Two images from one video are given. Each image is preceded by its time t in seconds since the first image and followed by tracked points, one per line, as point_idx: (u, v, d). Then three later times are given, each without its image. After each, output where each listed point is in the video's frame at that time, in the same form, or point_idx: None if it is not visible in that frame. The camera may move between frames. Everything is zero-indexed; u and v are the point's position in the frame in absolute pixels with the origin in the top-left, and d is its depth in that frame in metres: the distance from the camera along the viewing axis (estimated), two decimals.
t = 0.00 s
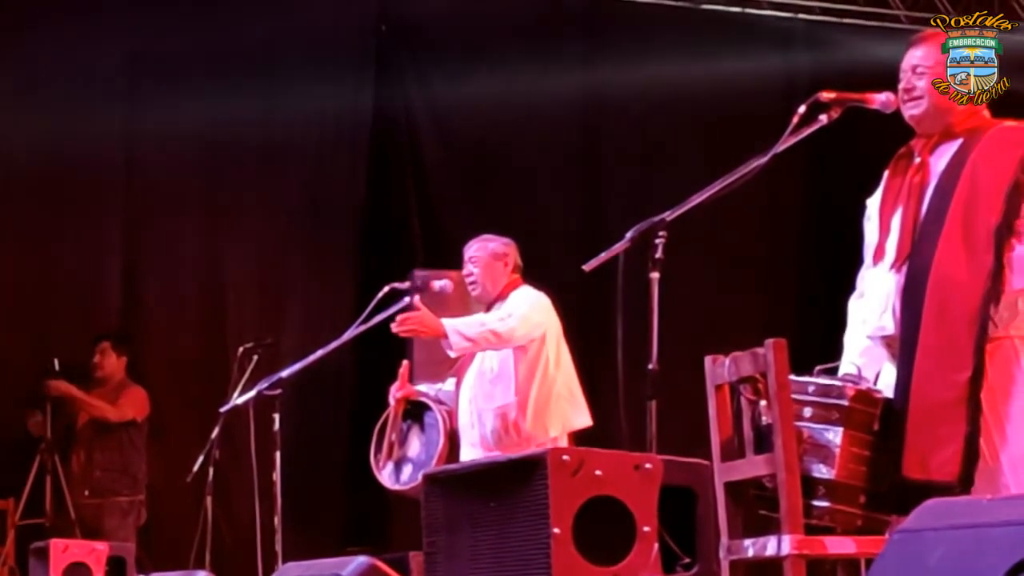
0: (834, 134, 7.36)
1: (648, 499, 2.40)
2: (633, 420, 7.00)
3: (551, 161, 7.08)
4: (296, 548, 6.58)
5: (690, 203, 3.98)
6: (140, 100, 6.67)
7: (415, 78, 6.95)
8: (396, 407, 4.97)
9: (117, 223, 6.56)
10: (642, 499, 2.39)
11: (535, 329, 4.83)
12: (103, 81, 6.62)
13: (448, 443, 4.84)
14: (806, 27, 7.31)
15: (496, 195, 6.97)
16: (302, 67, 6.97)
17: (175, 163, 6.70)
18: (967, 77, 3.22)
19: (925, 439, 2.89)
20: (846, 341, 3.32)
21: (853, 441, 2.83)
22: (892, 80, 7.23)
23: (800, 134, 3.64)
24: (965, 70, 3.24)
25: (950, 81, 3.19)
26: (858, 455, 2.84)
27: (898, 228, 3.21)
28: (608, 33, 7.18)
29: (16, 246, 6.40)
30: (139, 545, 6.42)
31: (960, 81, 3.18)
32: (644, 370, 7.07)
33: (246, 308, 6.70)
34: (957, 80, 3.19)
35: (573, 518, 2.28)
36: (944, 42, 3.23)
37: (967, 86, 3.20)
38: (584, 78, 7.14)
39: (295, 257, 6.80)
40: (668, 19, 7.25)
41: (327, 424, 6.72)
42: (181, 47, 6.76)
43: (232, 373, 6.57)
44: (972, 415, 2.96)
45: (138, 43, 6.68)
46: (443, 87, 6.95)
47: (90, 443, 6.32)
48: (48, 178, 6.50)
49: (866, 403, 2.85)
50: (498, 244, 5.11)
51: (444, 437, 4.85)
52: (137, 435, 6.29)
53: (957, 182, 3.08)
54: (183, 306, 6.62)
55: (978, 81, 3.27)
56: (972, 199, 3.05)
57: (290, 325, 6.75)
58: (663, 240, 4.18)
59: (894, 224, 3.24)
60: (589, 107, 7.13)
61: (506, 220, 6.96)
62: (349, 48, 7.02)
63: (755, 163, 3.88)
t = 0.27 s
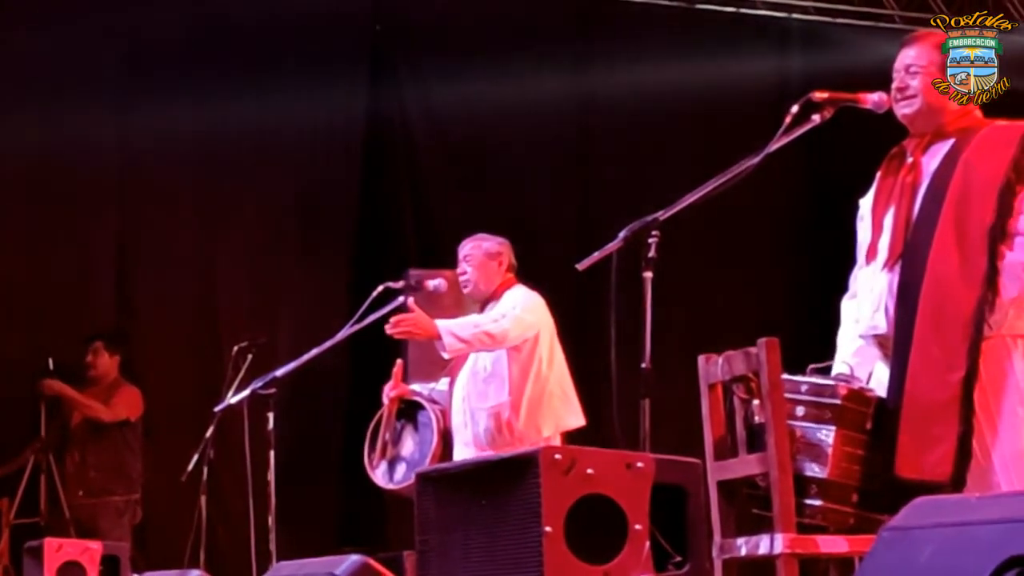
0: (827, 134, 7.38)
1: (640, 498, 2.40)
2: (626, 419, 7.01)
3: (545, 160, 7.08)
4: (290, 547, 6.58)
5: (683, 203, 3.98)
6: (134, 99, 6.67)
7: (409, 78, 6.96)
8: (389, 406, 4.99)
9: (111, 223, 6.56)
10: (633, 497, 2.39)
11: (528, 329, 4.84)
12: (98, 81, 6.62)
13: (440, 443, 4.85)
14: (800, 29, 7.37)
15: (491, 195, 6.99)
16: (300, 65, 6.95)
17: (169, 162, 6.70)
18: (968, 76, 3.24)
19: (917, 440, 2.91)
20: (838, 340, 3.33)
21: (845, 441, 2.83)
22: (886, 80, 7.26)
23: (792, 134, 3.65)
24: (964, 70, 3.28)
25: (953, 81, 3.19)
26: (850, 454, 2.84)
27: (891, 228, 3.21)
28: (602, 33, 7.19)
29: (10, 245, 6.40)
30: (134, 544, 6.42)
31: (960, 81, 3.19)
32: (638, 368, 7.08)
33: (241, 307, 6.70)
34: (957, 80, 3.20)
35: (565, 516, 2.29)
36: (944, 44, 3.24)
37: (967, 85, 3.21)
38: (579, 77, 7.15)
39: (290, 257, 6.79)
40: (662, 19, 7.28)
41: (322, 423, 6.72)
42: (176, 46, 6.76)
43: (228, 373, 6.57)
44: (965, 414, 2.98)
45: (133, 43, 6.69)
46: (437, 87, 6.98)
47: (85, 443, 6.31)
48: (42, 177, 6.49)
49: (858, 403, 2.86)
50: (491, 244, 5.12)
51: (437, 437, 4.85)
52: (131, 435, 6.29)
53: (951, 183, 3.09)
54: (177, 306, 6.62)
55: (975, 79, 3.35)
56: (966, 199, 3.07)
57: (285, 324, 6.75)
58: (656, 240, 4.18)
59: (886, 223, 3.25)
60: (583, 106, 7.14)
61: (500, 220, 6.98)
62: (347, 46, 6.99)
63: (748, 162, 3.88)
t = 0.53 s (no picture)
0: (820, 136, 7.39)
1: (631, 497, 2.41)
2: (619, 420, 7.02)
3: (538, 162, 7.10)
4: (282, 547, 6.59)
5: (674, 203, 3.99)
6: (127, 99, 6.66)
7: (402, 79, 6.97)
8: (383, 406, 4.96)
9: (104, 223, 6.55)
10: (625, 496, 2.39)
11: (521, 332, 4.85)
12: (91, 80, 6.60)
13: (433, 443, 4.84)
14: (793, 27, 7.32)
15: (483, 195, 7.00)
16: (293, 66, 6.95)
17: (162, 162, 6.70)
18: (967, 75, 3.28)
19: (911, 441, 2.93)
20: (830, 340, 3.34)
21: (837, 441, 2.84)
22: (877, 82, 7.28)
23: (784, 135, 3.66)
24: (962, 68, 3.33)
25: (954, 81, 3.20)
26: (842, 454, 2.85)
27: (882, 228, 3.23)
28: (595, 34, 7.20)
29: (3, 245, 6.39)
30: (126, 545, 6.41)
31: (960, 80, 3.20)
32: (630, 369, 7.09)
33: (233, 308, 6.70)
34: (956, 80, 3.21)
35: (556, 515, 2.29)
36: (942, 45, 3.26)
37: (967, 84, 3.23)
38: (572, 78, 7.16)
39: (282, 257, 6.81)
40: (655, 20, 7.27)
41: (314, 423, 6.74)
42: (169, 47, 6.75)
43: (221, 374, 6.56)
44: (957, 415, 3.00)
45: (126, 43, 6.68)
46: (430, 87, 6.99)
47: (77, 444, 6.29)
48: (35, 177, 6.48)
49: (849, 403, 2.87)
50: (484, 244, 5.13)
51: (429, 436, 4.85)
52: (123, 436, 6.29)
53: (941, 183, 3.10)
54: (170, 306, 6.62)
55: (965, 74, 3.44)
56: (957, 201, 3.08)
57: (278, 325, 6.76)
58: (647, 240, 4.19)
59: (878, 224, 3.26)
60: (576, 107, 7.15)
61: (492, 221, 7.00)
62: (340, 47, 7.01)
63: (739, 163, 3.89)
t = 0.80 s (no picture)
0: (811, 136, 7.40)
1: (621, 497, 2.41)
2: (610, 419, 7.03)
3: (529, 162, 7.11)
4: (273, 547, 6.60)
5: (665, 204, 4.00)
6: (119, 99, 6.66)
7: (394, 79, 6.96)
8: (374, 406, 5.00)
9: (96, 223, 6.55)
10: (614, 496, 2.40)
11: (515, 334, 4.86)
12: (83, 81, 6.60)
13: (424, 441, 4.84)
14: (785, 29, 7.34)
15: (475, 196, 7.01)
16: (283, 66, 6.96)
17: (154, 163, 6.70)
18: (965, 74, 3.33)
19: (903, 442, 2.94)
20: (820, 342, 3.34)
21: (827, 441, 2.85)
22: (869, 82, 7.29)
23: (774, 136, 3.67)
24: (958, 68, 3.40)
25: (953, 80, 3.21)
26: (833, 455, 2.86)
27: (872, 230, 3.23)
28: (587, 35, 7.19)
29: None
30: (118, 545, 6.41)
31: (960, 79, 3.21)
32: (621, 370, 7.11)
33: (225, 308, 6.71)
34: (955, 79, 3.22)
35: (546, 515, 2.30)
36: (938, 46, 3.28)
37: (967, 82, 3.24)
38: (564, 79, 7.16)
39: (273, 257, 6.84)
40: (648, 20, 7.26)
41: (305, 423, 6.75)
42: (161, 47, 6.75)
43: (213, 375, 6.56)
44: (949, 416, 3.01)
45: (118, 43, 6.67)
46: (422, 87, 6.99)
47: (68, 443, 6.33)
48: (27, 178, 6.49)
49: (840, 403, 2.88)
50: (476, 245, 5.13)
51: (421, 436, 4.86)
52: (115, 436, 6.28)
53: (932, 185, 3.11)
54: (161, 306, 6.62)
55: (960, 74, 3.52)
56: (948, 202, 3.10)
57: (270, 325, 6.77)
58: (638, 241, 4.20)
59: (868, 226, 3.27)
60: (568, 107, 7.15)
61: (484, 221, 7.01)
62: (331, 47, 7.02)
63: (731, 164, 3.89)
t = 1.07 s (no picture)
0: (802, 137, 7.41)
1: (609, 498, 2.42)
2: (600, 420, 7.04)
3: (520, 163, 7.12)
4: (263, 547, 6.60)
5: (655, 205, 4.01)
6: (110, 99, 6.66)
7: (385, 79, 6.97)
8: (365, 405, 4.97)
9: (86, 223, 6.55)
10: (603, 497, 2.41)
11: (507, 335, 4.88)
12: (73, 81, 6.60)
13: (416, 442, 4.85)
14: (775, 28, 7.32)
15: (465, 196, 7.02)
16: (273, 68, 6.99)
17: (144, 163, 6.70)
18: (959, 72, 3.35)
19: (891, 443, 2.95)
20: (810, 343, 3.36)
21: (816, 442, 2.86)
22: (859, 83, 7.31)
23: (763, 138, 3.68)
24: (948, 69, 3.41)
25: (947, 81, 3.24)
26: (821, 455, 2.87)
27: (860, 231, 3.25)
28: (578, 36, 7.21)
29: None
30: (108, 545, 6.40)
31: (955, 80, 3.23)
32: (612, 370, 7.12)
33: (215, 308, 6.71)
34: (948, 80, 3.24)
35: (535, 516, 2.31)
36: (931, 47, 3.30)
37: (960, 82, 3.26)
38: (555, 80, 7.17)
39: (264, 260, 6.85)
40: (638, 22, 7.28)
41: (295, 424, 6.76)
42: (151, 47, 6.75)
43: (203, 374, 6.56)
44: (936, 417, 3.02)
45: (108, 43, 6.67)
46: (413, 88, 7.00)
47: (58, 445, 6.27)
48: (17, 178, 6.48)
49: (828, 404, 2.89)
50: (468, 245, 5.14)
51: (411, 436, 4.87)
52: (105, 435, 6.24)
53: (920, 187, 3.12)
54: (152, 305, 6.61)
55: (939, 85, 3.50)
56: (936, 204, 3.10)
57: (260, 326, 6.78)
58: (628, 243, 4.21)
59: (856, 227, 3.28)
60: (559, 108, 7.16)
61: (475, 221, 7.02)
62: (322, 50, 7.04)
63: (720, 165, 3.90)
